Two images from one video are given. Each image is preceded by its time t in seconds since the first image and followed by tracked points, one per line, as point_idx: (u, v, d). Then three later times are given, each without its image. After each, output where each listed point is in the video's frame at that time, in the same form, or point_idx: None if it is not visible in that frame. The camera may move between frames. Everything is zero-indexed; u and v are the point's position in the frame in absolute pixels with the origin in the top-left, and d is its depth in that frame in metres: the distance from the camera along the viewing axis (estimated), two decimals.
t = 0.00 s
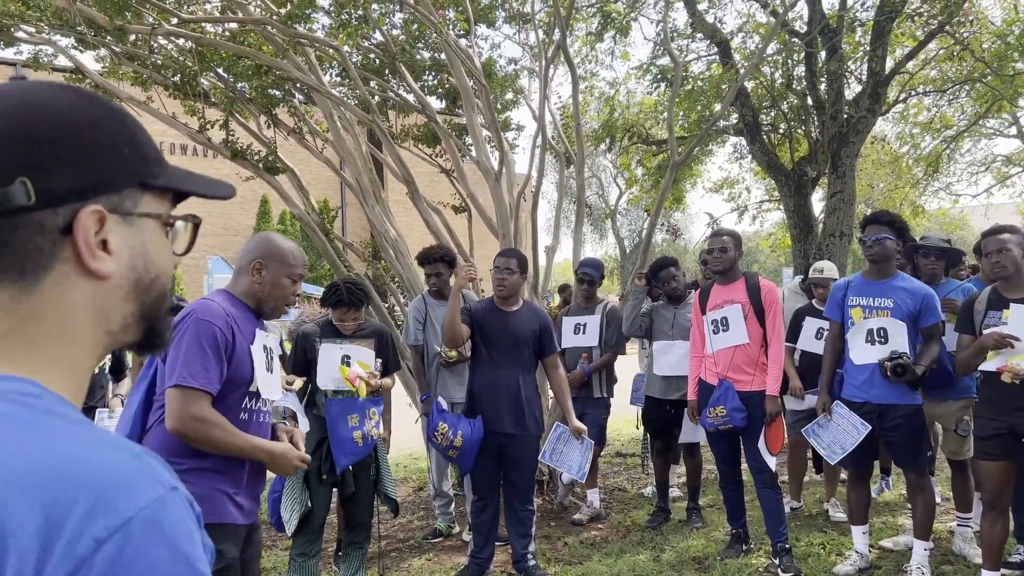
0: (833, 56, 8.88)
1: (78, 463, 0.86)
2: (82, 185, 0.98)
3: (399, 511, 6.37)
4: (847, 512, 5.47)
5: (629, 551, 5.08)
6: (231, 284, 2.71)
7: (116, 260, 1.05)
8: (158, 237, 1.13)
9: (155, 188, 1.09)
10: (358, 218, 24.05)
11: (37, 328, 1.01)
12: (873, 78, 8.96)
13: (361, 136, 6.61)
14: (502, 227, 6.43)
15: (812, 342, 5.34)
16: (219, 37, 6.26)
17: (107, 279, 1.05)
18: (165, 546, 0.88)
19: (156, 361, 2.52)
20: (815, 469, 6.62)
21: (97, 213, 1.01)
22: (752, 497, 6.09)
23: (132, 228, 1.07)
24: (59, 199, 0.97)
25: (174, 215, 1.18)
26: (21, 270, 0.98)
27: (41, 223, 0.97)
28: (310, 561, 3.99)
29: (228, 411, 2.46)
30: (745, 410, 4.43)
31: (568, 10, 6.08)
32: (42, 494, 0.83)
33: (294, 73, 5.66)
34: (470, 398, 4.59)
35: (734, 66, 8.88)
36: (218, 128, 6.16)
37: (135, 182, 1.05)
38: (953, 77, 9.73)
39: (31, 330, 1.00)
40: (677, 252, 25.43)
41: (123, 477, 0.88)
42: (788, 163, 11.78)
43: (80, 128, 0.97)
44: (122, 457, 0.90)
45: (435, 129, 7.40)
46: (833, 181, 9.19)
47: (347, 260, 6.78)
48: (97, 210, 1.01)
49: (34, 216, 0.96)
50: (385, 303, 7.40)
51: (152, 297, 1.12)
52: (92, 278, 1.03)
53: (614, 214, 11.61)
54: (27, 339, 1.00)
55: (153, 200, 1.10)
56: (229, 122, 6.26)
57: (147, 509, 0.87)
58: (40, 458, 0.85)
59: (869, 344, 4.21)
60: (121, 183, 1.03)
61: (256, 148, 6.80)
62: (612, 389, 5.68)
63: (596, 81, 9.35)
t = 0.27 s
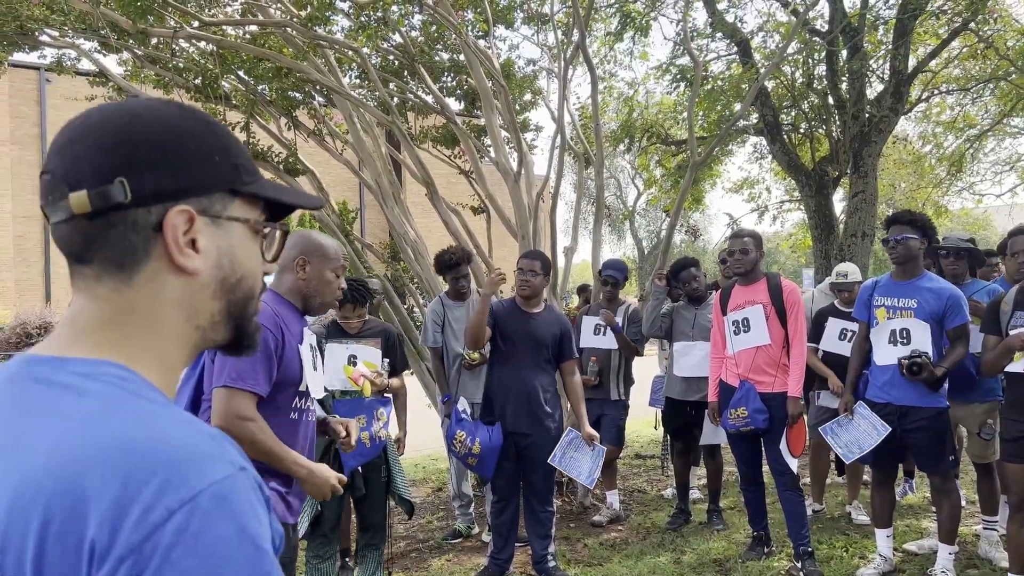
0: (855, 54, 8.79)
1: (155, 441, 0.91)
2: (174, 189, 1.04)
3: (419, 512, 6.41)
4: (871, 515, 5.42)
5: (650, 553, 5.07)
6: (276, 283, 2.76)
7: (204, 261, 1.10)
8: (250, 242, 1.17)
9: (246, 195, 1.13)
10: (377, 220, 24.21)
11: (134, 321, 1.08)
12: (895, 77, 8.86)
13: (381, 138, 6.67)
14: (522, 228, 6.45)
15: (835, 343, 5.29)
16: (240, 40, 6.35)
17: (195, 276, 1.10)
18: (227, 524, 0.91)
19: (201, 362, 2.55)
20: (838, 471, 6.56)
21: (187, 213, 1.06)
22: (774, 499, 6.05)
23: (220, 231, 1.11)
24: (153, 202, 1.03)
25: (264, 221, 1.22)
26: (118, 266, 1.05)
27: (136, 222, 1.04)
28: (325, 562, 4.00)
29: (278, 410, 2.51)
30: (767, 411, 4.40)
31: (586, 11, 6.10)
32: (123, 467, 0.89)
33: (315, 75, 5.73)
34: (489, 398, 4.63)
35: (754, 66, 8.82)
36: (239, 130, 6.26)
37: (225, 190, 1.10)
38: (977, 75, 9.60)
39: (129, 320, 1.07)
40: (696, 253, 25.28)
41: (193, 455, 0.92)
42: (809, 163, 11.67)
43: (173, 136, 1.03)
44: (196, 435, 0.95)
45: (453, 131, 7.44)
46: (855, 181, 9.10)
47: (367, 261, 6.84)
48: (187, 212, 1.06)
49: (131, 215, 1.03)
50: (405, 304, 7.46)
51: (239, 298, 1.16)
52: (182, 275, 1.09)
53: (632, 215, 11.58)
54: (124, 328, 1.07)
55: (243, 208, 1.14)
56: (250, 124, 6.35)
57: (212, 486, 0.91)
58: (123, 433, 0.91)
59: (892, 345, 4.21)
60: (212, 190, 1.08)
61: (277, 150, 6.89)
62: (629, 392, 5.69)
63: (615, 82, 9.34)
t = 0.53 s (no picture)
0: (861, 48, 8.75)
1: (190, 401, 0.97)
2: (219, 179, 1.12)
3: (425, 508, 6.44)
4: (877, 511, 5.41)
5: (655, 549, 5.08)
6: (293, 278, 2.72)
7: (240, 246, 1.16)
8: (277, 235, 1.24)
9: (277, 190, 1.21)
10: (382, 217, 24.22)
11: (177, 300, 1.14)
12: (901, 71, 8.81)
13: (385, 135, 6.67)
14: (527, 224, 6.45)
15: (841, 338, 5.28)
16: (244, 37, 6.37)
17: (232, 260, 1.16)
18: (259, 473, 0.95)
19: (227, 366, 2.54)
20: (844, 467, 6.55)
21: (229, 202, 1.13)
22: (779, 495, 6.05)
23: (255, 221, 1.18)
24: (201, 188, 1.11)
25: (290, 219, 1.30)
26: (165, 247, 1.12)
27: (183, 207, 1.11)
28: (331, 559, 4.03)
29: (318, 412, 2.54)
30: (774, 407, 4.41)
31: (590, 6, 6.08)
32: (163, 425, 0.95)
33: (319, 72, 5.73)
34: (495, 396, 4.62)
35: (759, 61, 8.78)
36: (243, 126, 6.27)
37: (260, 183, 1.17)
38: (984, 70, 9.54)
39: (173, 300, 1.14)
40: (701, 250, 25.23)
41: (224, 411, 0.97)
42: (815, 158, 11.62)
43: (216, 134, 1.11)
44: (231, 395, 1.01)
45: (458, 127, 7.43)
46: (860, 177, 9.07)
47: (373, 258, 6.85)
48: (228, 199, 1.13)
49: (179, 201, 1.11)
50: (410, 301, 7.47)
51: (269, 283, 1.23)
52: (222, 259, 1.16)
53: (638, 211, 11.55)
54: (165, 306, 1.14)
55: (276, 202, 1.21)
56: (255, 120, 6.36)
57: (244, 438, 0.95)
58: (163, 396, 0.97)
59: (900, 340, 4.20)
60: (249, 182, 1.15)
61: (281, 147, 6.90)
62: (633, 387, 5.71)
63: (620, 78, 9.33)
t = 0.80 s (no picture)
0: (856, 42, 8.75)
1: (217, 370, 1.09)
2: (241, 178, 1.27)
3: (420, 503, 6.44)
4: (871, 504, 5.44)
5: (650, 543, 5.09)
6: (305, 269, 2.70)
7: (250, 238, 1.32)
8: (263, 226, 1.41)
9: (268, 188, 1.38)
10: (376, 212, 24.15)
11: (195, 285, 1.26)
12: (895, 66, 8.81)
13: (379, 129, 6.64)
14: (521, 218, 6.43)
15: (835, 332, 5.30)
16: (237, 31, 6.34)
17: (243, 249, 1.31)
18: (287, 427, 1.07)
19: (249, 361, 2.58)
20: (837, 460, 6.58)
21: (246, 199, 1.29)
22: (774, 489, 6.07)
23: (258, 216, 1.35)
24: (230, 187, 1.25)
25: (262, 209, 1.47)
26: (192, 238, 1.24)
27: (212, 202, 1.24)
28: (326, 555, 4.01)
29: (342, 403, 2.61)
30: (771, 400, 4.42)
31: None
32: (197, 392, 1.06)
33: (312, 66, 5.69)
34: (490, 391, 4.62)
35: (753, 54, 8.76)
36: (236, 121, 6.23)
37: (263, 183, 1.34)
38: (977, 64, 9.54)
39: (191, 284, 1.26)
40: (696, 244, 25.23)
41: (248, 376, 1.09)
42: (809, 153, 11.62)
43: (232, 137, 1.26)
44: (250, 363, 1.13)
45: (453, 122, 7.40)
46: (855, 171, 9.08)
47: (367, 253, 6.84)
48: (247, 197, 1.28)
49: (209, 197, 1.23)
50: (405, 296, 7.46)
51: (261, 269, 1.38)
52: (234, 248, 1.30)
53: (633, 206, 11.54)
54: (186, 291, 1.25)
55: (268, 199, 1.39)
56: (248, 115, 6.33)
57: (269, 398, 1.08)
58: (192, 367, 1.09)
59: (894, 334, 4.21)
60: (258, 182, 1.32)
61: (275, 142, 6.86)
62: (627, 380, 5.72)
63: (614, 72, 9.30)
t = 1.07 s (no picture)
0: (842, 39, 8.79)
1: (253, 347, 1.17)
2: (240, 177, 1.33)
3: (408, 499, 6.42)
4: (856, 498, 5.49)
5: (638, 537, 5.10)
6: (308, 265, 2.67)
7: (245, 233, 1.37)
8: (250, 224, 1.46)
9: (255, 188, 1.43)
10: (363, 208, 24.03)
11: (194, 277, 1.30)
12: (881, 62, 8.86)
13: (366, 124, 6.58)
14: (509, 214, 6.41)
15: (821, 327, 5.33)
16: (222, 25, 6.26)
17: (237, 244, 1.36)
18: (323, 395, 1.18)
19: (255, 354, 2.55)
20: (823, 455, 6.63)
21: (239, 195, 1.33)
22: (760, 483, 6.11)
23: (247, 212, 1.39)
24: (229, 185, 1.30)
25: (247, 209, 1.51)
26: (193, 232, 1.28)
27: (213, 199, 1.29)
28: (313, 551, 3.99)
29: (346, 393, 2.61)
30: (757, 394, 4.44)
31: None
32: (238, 367, 1.15)
33: (297, 60, 5.62)
34: (478, 387, 4.62)
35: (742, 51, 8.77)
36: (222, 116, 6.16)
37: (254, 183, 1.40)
38: (962, 61, 9.62)
39: (191, 277, 1.30)
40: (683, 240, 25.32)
41: (282, 351, 1.19)
42: (795, 149, 11.68)
43: (229, 139, 1.31)
44: (280, 342, 1.22)
45: (440, 117, 7.35)
46: (840, 166, 9.15)
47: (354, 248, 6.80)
48: (244, 195, 1.34)
49: (211, 194, 1.28)
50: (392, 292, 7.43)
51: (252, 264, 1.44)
52: (230, 243, 1.34)
53: (620, 202, 11.54)
54: (187, 284, 1.29)
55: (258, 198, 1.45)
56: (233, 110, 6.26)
57: (304, 370, 1.18)
58: (231, 345, 1.17)
59: (879, 330, 4.24)
60: (252, 181, 1.37)
61: (261, 137, 6.79)
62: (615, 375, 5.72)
63: (602, 67, 9.29)
